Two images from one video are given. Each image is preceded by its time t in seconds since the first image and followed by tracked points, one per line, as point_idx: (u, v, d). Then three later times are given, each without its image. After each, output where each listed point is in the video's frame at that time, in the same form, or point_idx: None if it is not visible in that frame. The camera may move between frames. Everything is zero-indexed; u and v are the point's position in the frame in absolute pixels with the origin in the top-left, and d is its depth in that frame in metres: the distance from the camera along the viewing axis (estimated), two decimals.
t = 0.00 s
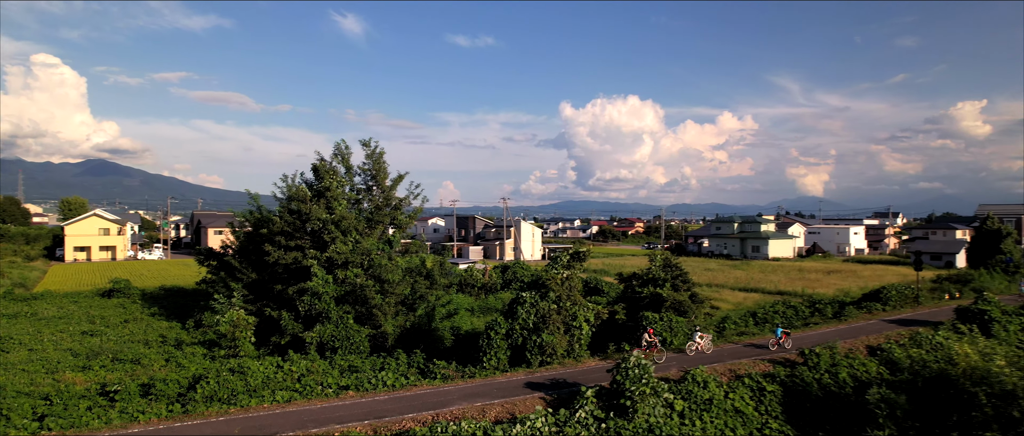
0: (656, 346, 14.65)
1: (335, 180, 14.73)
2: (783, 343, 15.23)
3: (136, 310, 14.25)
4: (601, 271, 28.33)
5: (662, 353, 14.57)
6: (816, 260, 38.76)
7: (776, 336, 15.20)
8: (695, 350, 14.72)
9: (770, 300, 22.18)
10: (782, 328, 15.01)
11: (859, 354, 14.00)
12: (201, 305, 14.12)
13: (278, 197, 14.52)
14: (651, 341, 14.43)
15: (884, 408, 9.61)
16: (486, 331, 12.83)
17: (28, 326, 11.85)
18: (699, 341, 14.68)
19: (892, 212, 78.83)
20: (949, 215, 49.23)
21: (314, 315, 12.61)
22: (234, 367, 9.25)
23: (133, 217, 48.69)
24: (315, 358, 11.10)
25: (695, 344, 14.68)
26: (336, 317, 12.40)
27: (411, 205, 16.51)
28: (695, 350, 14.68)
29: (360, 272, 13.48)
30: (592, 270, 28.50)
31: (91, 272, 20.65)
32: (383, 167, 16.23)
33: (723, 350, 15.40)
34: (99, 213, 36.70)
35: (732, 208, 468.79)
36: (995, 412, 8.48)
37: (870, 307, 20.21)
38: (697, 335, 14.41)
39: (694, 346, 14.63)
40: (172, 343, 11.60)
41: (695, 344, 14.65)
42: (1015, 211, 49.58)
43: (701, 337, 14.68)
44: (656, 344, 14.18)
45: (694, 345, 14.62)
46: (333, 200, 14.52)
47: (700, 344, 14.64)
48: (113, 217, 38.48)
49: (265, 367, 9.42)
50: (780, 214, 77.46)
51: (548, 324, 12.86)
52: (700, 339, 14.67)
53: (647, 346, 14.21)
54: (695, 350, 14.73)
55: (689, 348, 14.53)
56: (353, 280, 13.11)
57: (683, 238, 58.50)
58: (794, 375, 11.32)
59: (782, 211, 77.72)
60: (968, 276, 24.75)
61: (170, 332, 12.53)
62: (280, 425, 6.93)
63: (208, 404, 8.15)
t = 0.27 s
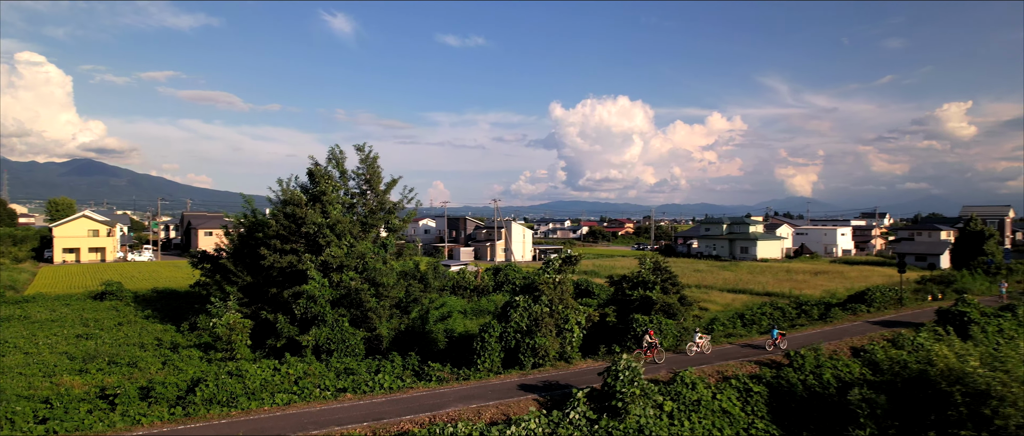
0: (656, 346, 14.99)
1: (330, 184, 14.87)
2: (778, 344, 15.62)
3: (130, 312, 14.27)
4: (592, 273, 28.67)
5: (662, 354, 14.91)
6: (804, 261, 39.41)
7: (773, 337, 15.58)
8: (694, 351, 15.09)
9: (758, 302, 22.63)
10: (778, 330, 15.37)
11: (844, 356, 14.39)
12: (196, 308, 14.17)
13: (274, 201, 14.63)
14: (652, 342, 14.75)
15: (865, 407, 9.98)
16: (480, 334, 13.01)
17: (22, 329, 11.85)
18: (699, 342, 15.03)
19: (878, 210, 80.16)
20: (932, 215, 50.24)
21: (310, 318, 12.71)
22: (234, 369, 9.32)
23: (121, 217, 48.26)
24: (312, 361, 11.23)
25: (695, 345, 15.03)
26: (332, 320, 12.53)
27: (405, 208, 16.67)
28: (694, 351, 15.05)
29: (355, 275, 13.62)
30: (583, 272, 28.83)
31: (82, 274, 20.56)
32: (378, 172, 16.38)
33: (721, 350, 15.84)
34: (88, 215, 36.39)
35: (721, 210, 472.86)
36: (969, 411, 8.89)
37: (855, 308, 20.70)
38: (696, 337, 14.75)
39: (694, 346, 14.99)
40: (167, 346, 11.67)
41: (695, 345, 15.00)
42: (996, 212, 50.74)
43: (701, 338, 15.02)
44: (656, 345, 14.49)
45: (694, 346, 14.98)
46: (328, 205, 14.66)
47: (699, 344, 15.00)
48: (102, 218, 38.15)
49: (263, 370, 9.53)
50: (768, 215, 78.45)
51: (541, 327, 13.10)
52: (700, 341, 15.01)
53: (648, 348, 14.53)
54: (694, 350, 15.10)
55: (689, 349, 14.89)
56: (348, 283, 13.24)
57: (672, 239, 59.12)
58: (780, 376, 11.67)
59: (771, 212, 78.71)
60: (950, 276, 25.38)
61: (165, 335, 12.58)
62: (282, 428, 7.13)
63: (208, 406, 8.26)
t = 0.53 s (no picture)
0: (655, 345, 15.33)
1: (325, 188, 15.00)
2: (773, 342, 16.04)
3: (124, 313, 14.30)
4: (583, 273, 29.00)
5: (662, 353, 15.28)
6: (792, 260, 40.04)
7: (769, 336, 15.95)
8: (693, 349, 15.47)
9: (746, 301, 23.06)
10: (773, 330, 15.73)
11: (828, 355, 14.78)
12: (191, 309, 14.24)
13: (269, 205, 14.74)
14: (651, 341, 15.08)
15: (847, 406, 10.38)
16: (474, 335, 13.22)
17: (17, 331, 11.87)
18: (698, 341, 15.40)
19: (865, 209, 81.34)
20: (917, 216, 51.20)
21: (306, 320, 12.83)
22: (231, 371, 9.46)
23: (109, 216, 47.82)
24: (309, 362, 11.38)
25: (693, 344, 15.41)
26: (328, 321, 12.66)
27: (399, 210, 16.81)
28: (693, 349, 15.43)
29: (350, 277, 13.76)
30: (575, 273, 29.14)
31: (73, 274, 20.47)
32: (372, 174, 16.50)
33: (718, 349, 16.32)
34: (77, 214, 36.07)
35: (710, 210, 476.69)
36: (944, 409, 9.20)
37: (841, 308, 21.17)
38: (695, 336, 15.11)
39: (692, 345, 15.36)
40: (164, 347, 11.75)
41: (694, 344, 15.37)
42: (979, 212, 51.80)
43: (699, 337, 15.39)
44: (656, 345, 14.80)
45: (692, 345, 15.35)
46: (323, 208, 14.78)
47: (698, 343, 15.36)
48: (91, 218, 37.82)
49: (261, 372, 9.65)
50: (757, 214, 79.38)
51: (533, 329, 13.35)
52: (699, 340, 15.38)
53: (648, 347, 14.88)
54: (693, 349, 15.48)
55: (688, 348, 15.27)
56: (344, 286, 13.39)
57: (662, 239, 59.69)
58: (766, 376, 12.03)
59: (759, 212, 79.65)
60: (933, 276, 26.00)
61: (160, 336, 12.65)
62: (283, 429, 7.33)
63: (206, 407, 8.39)
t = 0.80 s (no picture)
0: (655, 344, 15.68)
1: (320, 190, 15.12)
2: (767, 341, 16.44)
3: (118, 314, 14.31)
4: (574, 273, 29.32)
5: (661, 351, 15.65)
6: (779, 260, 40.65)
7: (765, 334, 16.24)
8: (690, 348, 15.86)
9: (734, 300, 23.48)
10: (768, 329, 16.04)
11: (813, 354, 15.17)
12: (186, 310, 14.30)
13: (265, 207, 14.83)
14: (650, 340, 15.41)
15: (830, 403, 10.74)
16: (468, 335, 13.43)
17: (12, 332, 11.88)
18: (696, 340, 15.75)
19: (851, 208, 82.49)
20: (901, 215, 52.13)
21: (302, 320, 12.96)
22: (230, 371, 9.60)
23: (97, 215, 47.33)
24: (305, 362, 11.52)
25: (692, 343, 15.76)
26: (324, 322, 12.79)
27: (393, 212, 16.95)
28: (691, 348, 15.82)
29: (345, 279, 13.90)
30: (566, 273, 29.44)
31: (63, 274, 20.34)
32: (366, 176, 16.62)
33: (715, 347, 16.80)
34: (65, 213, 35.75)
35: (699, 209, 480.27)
36: (921, 405, 9.66)
37: (827, 308, 21.65)
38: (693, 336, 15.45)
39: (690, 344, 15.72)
40: (160, 348, 11.81)
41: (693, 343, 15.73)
42: (962, 211, 52.81)
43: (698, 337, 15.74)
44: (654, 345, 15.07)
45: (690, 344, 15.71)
46: (318, 210, 14.90)
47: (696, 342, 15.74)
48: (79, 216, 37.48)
49: (259, 373, 9.79)
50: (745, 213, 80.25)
51: (526, 329, 13.58)
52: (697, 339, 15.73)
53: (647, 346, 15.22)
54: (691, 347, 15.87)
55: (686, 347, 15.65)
56: (339, 287, 13.53)
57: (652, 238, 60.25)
58: (752, 375, 12.37)
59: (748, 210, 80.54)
60: (915, 276, 26.61)
61: (156, 336, 12.70)
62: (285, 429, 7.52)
63: (206, 408, 8.53)
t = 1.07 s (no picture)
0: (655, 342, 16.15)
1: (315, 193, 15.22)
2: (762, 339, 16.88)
3: (113, 314, 14.34)
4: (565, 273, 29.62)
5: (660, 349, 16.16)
6: (767, 259, 41.29)
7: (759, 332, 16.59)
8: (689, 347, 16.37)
9: (723, 299, 23.91)
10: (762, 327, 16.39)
11: (798, 352, 15.55)
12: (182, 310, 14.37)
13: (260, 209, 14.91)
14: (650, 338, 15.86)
15: (813, 401, 11.07)
16: (463, 335, 13.67)
17: (6, 333, 11.89)
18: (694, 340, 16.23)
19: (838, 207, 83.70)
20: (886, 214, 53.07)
21: (299, 320, 13.10)
22: (228, 371, 9.73)
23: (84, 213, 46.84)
24: (303, 362, 11.67)
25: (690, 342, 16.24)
26: (320, 322, 12.93)
27: (387, 214, 17.07)
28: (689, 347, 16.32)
29: (340, 280, 14.04)
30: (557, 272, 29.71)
31: (54, 274, 20.23)
32: (361, 179, 16.73)
33: (714, 344, 17.37)
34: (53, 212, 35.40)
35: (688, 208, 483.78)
36: (898, 403, 10.03)
37: (813, 307, 22.13)
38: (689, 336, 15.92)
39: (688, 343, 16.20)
40: (156, 349, 11.88)
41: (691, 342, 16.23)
42: (945, 211, 53.89)
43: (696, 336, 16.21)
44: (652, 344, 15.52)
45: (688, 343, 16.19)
46: (314, 212, 15.00)
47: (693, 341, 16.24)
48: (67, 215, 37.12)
49: (257, 373, 9.94)
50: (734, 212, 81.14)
51: (519, 329, 13.81)
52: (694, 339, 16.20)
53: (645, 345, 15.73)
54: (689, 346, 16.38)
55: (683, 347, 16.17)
56: (335, 288, 13.68)
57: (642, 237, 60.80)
58: (739, 374, 12.72)
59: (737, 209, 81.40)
60: (898, 275, 27.25)
61: (152, 337, 12.76)
62: (285, 428, 7.71)
63: (206, 408, 8.67)
